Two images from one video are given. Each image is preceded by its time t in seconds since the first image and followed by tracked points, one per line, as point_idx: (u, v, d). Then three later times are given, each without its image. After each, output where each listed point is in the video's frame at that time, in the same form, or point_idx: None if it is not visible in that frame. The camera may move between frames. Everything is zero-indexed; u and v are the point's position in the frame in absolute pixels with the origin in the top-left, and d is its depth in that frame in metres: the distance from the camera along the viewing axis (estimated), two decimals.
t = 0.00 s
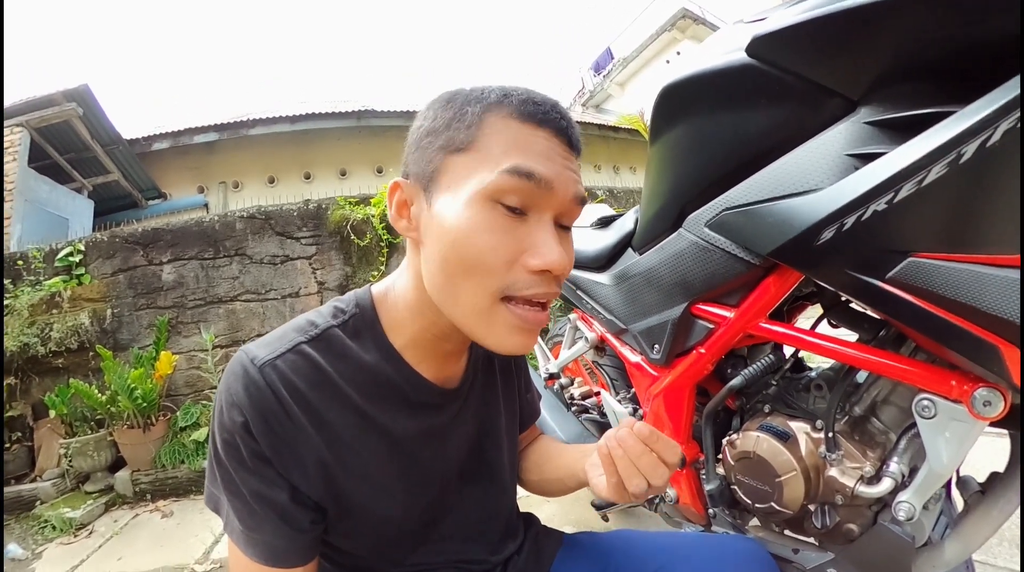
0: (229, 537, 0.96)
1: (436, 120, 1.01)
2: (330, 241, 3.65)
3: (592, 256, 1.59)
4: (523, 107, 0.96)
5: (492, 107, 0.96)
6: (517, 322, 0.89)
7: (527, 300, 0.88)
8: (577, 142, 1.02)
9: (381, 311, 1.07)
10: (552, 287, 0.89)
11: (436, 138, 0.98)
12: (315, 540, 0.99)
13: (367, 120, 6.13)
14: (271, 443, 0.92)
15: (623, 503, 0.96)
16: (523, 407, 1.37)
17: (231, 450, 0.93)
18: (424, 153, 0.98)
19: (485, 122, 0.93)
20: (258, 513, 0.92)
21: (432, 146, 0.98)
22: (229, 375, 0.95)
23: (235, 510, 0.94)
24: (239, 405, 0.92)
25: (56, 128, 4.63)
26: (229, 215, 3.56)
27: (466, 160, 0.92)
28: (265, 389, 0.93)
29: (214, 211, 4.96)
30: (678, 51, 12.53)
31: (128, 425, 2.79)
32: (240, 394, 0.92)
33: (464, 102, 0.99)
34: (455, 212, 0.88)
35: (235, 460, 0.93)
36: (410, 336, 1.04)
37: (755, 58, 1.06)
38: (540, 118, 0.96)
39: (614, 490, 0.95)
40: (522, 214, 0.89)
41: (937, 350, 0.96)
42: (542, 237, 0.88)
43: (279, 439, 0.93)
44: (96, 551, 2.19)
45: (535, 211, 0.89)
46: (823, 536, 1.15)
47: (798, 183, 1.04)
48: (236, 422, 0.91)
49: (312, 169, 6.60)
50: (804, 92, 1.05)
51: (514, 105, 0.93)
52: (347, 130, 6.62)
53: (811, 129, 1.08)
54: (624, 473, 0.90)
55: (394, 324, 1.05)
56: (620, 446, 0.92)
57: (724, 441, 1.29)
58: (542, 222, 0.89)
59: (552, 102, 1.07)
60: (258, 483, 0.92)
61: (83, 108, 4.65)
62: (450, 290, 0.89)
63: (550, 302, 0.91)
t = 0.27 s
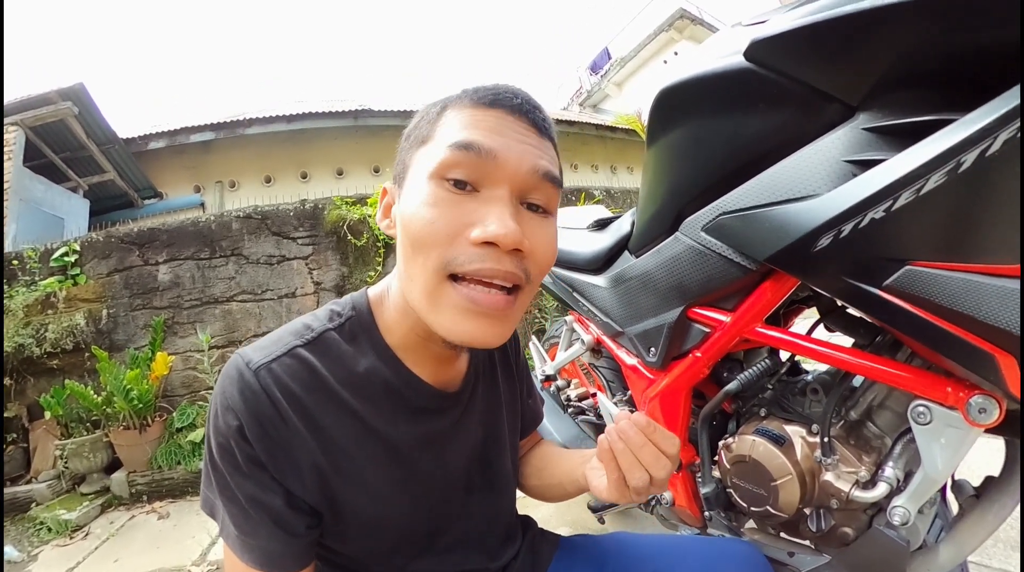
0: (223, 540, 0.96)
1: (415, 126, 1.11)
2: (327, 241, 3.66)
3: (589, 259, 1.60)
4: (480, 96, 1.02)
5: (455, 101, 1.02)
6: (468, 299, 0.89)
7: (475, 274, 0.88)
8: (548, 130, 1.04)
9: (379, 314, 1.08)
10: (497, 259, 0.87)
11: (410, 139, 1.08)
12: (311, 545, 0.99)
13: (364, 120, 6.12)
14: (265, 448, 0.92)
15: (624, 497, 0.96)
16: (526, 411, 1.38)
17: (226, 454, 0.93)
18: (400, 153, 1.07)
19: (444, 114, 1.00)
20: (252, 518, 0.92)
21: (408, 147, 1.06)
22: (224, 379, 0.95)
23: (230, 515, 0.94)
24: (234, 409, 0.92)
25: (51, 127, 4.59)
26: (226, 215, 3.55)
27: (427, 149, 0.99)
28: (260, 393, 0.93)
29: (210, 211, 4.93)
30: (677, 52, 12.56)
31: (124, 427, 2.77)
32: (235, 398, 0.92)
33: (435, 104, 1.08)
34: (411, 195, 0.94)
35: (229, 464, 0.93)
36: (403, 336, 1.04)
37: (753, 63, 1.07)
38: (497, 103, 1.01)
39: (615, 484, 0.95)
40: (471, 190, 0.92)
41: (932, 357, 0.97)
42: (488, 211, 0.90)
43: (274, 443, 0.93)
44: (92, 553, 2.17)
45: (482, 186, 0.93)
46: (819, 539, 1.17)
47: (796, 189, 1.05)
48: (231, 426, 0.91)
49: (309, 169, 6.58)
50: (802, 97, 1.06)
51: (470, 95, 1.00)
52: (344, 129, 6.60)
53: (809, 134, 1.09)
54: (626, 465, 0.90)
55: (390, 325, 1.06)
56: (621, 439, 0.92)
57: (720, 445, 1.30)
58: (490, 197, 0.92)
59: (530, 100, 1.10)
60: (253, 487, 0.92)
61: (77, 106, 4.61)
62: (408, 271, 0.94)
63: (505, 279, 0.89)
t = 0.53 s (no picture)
0: (229, 536, 0.96)
1: (423, 124, 1.09)
2: (328, 239, 3.66)
3: (591, 257, 1.60)
4: (490, 101, 1.00)
5: (464, 105, 1.01)
6: (477, 315, 0.89)
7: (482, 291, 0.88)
8: (558, 137, 1.03)
9: (384, 312, 1.08)
10: (505, 277, 0.88)
11: (419, 140, 1.06)
12: (315, 541, 0.99)
13: (365, 118, 6.11)
14: (271, 444, 0.92)
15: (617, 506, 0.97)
16: (527, 410, 1.38)
17: (232, 451, 0.92)
18: (407, 155, 1.06)
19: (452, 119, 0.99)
20: (258, 513, 0.92)
21: (416, 149, 1.05)
22: (229, 375, 0.95)
23: (236, 510, 0.94)
24: (240, 406, 0.92)
25: (52, 123, 4.59)
26: (227, 212, 3.55)
27: (435, 155, 0.98)
28: (266, 389, 0.93)
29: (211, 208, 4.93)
30: (678, 51, 12.54)
31: (124, 423, 2.77)
32: (241, 395, 0.92)
33: (443, 105, 1.07)
34: (418, 204, 0.94)
35: (235, 460, 0.92)
36: (408, 336, 1.04)
37: (758, 63, 1.06)
38: (506, 109, 0.99)
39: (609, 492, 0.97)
40: (478, 202, 0.92)
41: (935, 356, 0.97)
42: (496, 225, 0.90)
43: (280, 440, 0.93)
44: (92, 550, 2.18)
45: (489, 199, 0.92)
46: (820, 537, 1.17)
47: (800, 189, 1.04)
48: (236, 422, 0.91)
49: (310, 167, 6.58)
50: (807, 98, 1.06)
51: (479, 100, 0.98)
52: (345, 127, 6.59)
53: (813, 135, 1.08)
54: (620, 475, 0.92)
55: (395, 324, 1.06)
56: (614, 449, 0.93)
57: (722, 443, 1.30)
58: (498, 212, 0.91)
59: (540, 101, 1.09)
60: (258, 483, 0.92)
61: (78, 103, 4.61)
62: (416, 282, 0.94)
63: (512, 296, 0.89)
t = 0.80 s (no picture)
0: (233, 536, 0.96)
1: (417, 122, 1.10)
2: (329, 237, 3.67)
3: (593, 256, 1.59)
4: (482, 96, 1.00)
5: (456, 101, 1.02)
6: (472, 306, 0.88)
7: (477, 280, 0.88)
8: (553, 130, 1.03)
9: (386, 310, 1.08)
10: (499, 266, 0.87)
11: (414, 137, 1.07)
12: (319, 540, 0.99)
13: (367, 115, 6.10)
14: (274, 443, 0.92)
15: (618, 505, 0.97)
16: (529, 409, 1.38)
17: (236, 451, 0.92)
18: (403, 153, 1.07)
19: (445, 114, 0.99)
20: (262, 514, 0.92)
21: (412, 146, 1.06)
22: (232, 376, 0.95)
23: (239, 510, 0.94)
24: (243, 406, 0.92)
25: (53, 121, 4.59)
26: (228, 210, 3.55)
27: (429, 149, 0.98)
28: (269, 389, 0.93)
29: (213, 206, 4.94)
30: (680, 47, 12.49)
31: (127, 421, 2.79)
32: (244, 395, 0.92)
33: (437, 102, 1.07)
34: (414, 198, 0.94)
35: (239, 461, 0.92)
36: (408, 332, 1.04)
37: (763, 61, 1.05)
38: (499, 102, 0.99)
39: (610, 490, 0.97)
40: (472, 193, 0.92)
41: (939, 357, 0.96)
42: (490, 215, 0.90)
43: (283, 439, 0.93)
44: (95, 547, 2.18)
45: (482, 190, 0.92)
46: (822, 537, 1.17)
47: (805, 189, 1.04)
48: (240, 422, 0.91)
49: (312, 164, 6.57)
50: (812, 98, 1.05)
51: (470, 94, 0.99)
52: (346, 124, 6.58)
53: (817, 134, 1.08)
54: (621, 473, 0.92)
55: (396, 321, 1.06)
56: (616, 446, 0.94)
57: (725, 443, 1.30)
58: (491, 202, 0.91)
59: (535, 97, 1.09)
60: (262, 483, 0.92)
61: (80, 101, 4.62)
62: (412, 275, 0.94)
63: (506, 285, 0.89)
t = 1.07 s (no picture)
0: (229, 539, 0.95)
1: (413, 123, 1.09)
2: (329, 236, 3.66)
3: (594, 256, 1.58)
4: (476, 94, 1.00)
5: (451, 99, 1.01)
6: (466, 303, 0.88)
7: (469, 279, 0.87)
8: (548, 128, 1.02)
9: (383, 312, 1.07)
10: (491, 263, 0.87)
11: (410, 138, 1.06)
12: (316, 543, 0.99)
13: (368, 113, 6.09)
14: (270, 447, 0.91)
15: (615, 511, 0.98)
16: (527, 410, 1.38)
17: (231, 454, 0.92)
18: (399, 153, 1.06)
19: (440, 113, 0.99)
20: (258, 517, 0.92)
21: (408, 146, 1.06)
22: (228, 378, 0.94)
23: (235, 513, 0.93)
24: (239, 408, 0.91)
25: (54, 119, 4.58)
26: (228, 209, 3.54)
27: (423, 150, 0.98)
28: (265, 392, 0.92)
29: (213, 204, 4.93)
30: (682, 46, 12.45)
31: (126, 419, 2.79)
32: (240, 397, 0.91)
33: (433, 102, 1.07)
34: (408, 198, 0.94)
35: (235, 463, 0.92)
36: (404, 333, 1.03)
37: (769, 60, 1.04)
38: (493, 101, 0.98)
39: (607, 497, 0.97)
40: (465, 191, 0.91)
41: (942, 363, 0.96)
42: (482, 213, 0.89)
43: (279, 442, 0.93)
44: (94, 545, 2.19)
45: (475, 188, 0.92)
46: (823, 542, 1.16)
47: (809, 191, 1.03)
48: (235, 425, 0.91)
49: (312, 162, 6.56)
50: (817, 98, 1.04)
51: (464, 93, 0.98)
52: (347, 122, 6.57)
53: (821, 136, 1.07)
54: (618, 484, 0.92)
55: (393, 322, 1.05)
56: (613, 457, 0.94)
57: (725, 446, 1.29)
58: (485, 200, 0.91)
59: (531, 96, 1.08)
60: (258, 486, 0.91)
61: (80, 99, 4.61)
62: (406, 274, 0.94)
63: (499, 283, 0.88)
